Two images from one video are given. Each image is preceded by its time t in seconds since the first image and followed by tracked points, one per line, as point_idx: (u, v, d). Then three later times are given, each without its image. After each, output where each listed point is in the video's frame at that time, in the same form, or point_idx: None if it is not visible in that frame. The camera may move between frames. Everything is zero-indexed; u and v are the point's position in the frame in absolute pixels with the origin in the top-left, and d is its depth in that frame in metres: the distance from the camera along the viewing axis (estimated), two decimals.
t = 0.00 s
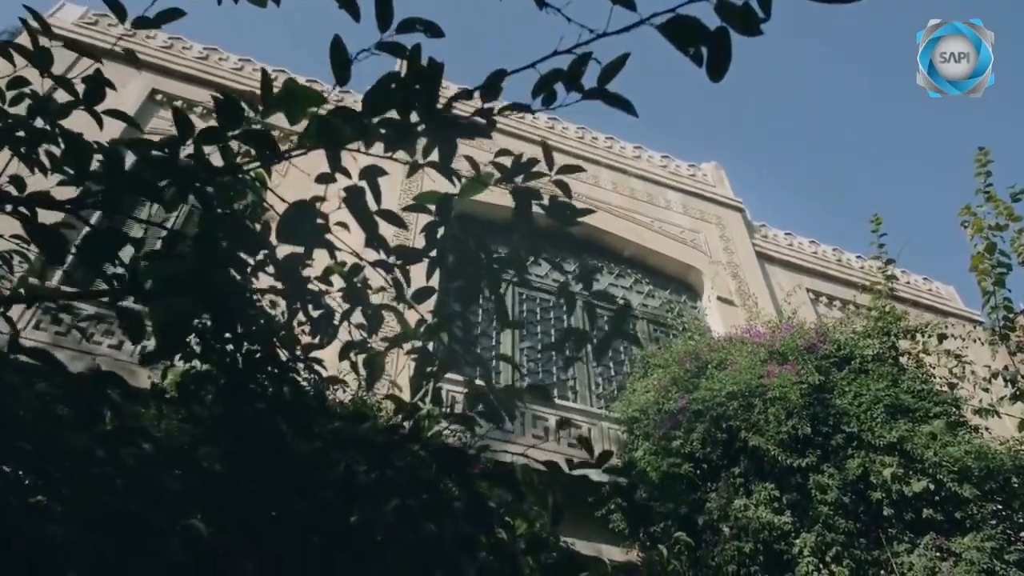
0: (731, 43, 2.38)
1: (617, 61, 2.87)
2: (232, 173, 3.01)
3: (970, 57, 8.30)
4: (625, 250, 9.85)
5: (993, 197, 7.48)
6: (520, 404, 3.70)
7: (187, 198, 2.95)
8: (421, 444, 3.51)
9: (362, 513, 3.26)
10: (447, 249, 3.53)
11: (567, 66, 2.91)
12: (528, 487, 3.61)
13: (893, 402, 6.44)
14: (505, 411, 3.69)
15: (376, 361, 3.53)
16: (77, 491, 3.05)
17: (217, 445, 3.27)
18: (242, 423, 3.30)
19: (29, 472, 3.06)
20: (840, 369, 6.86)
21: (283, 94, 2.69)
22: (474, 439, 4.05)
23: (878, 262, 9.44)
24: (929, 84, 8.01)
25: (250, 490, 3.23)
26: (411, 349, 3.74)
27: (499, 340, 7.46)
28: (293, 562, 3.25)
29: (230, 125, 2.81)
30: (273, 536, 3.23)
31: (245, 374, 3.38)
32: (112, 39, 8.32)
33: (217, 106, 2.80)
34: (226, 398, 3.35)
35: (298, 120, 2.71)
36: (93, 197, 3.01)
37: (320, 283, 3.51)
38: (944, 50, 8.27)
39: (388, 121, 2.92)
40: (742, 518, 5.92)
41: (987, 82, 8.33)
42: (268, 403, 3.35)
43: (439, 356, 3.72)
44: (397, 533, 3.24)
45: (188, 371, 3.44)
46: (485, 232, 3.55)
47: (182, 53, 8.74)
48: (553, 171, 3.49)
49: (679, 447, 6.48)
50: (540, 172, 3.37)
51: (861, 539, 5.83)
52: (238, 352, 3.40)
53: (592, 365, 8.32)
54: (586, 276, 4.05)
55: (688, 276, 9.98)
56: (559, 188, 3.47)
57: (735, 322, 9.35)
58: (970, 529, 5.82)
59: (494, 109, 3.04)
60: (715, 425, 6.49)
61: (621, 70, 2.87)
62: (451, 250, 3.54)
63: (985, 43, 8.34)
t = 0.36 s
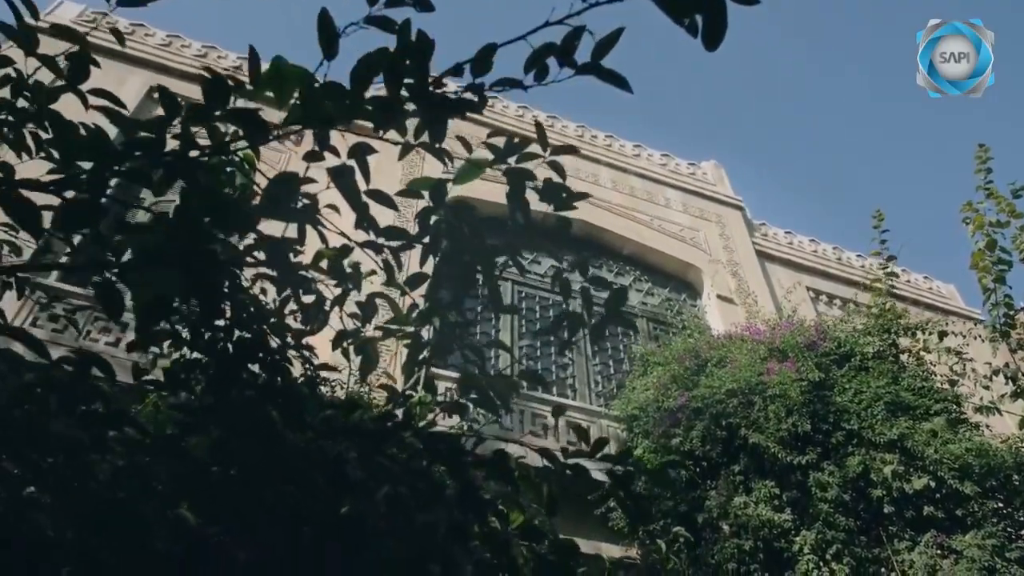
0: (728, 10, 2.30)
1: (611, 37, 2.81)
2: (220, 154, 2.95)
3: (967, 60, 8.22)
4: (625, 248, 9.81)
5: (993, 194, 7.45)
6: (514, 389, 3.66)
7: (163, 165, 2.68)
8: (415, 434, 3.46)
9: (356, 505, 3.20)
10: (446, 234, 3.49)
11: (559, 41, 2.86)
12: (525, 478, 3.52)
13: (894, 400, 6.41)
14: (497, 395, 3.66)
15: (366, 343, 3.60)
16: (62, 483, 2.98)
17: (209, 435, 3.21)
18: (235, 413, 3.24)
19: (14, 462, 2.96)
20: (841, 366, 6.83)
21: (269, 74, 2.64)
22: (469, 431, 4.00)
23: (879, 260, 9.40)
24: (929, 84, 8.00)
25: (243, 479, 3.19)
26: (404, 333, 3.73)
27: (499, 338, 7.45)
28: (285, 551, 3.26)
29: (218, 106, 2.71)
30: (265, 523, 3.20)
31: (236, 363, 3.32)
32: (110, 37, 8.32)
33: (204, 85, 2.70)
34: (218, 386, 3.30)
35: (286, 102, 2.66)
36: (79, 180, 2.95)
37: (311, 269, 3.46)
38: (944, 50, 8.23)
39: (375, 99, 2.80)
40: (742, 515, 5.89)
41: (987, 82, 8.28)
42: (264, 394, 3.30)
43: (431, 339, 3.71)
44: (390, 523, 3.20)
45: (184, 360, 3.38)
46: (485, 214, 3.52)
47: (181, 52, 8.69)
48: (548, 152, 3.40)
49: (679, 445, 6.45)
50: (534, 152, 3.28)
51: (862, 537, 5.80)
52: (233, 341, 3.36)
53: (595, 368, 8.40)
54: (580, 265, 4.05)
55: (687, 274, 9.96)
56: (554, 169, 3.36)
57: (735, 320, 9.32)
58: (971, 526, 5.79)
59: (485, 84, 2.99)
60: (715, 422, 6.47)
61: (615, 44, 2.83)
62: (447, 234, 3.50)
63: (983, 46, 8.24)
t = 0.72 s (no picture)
0: None
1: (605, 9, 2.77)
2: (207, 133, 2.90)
3: (972, 57, 8.27)
4: (625, 246, 9.78)
5: (994, 190, 7.42)
6: (507, 376, 3.59)
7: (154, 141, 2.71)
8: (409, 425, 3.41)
9: (348, 493, 3.08)
10: (440, 217, 3.44)
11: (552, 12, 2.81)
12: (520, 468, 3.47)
13: (894, 397, 6.38)
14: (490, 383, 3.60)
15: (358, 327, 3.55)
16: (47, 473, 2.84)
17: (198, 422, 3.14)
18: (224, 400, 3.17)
19: None
20: (841, 363, 6.79)
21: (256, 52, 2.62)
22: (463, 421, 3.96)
23: (879, 257, 9.36)
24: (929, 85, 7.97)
25: (232, 465, 3.08)
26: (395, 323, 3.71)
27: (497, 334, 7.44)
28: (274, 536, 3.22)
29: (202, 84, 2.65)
30: (254, 513, 3.07)
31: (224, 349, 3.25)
32: (108, 34, 8.30)
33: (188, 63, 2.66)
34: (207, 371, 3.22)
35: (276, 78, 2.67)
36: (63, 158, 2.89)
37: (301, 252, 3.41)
38: (944, 51, 8.19)
39: (364, 75, 2.78)
40: (742, 513, 5.86)
41: (987, 82, 8.24)
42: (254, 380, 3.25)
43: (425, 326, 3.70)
44: (382, 511, 3.07)
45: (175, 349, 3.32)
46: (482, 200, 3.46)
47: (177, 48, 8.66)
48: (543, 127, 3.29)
49: (678, 442, 6.41)
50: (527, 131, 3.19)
51: (862, 534, 5.77)
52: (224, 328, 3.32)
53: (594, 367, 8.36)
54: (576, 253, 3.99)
55: (687, 272, 9.92)
56: (548, 149, 3.28)
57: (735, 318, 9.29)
58: (973, 523, 5.75)
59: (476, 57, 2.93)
60: (715, 419, 6.43)
61: (609, 17, 2.78)
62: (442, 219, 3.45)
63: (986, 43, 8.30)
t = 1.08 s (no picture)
0: None
1: None
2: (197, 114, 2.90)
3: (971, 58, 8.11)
4: (624, 244, 9.75)
5: (995, 187, 7.38)
6: (502, 365, 3.56)
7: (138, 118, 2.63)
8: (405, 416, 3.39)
9: (337, 480, 3.12)
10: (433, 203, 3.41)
11: None
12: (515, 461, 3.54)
13: (895, 394, 6.34)
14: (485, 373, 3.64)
15: (348, 310, 3.50)
16: (36, 464, 2.81)
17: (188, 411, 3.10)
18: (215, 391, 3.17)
19: None
20: (841, 360, 6.76)
21: (244, 32, 2.58)
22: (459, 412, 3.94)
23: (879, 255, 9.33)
24: (929, 85, 7.95)
25: (223, 454, 3.05)
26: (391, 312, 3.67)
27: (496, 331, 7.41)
28: (263, 529, 2.98)
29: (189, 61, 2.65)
30: (243, 501, 3.00)
31: (216, 342, 3.34)
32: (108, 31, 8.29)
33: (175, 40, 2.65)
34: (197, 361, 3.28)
35: (263, 58, 2.59)
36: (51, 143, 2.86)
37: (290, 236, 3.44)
38: (943, 50, 8.16)
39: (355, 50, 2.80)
40: (742, 510, 5.83)
41: (987, 82, 8.20)
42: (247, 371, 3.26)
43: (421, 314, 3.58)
44: (371, 498, 3.06)
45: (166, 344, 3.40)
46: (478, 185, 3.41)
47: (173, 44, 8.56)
48: (533, 109, 3.32)
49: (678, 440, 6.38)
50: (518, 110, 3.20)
51: (863, 532, 5.74)
52: (217, 321, 3.38)
53: (594, 365, 8.37)
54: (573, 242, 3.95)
55: (687, 270, 9.89)
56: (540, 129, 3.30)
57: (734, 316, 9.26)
58: (973, 521, 5.72)
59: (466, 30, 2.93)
60: (715, 417, 6.40)
61: None
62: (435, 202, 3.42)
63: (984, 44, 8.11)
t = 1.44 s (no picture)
0: None
1: None
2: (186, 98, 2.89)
3: (973, 55, 8.15)
4: (624, 243, 9.71)
5: (995, 185, 7.35)
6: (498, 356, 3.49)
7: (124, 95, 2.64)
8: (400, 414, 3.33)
9: (328, 468, 3.12)
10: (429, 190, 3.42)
11: None
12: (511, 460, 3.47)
13: (896, 392, 6.29)
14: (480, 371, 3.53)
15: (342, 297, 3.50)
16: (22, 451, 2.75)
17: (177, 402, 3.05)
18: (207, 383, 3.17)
19: None
20: (841, 358, 6.72)
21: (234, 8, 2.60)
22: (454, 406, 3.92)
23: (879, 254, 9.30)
24: (929, 84, 7.94)
25: (215, 440, 3.00)
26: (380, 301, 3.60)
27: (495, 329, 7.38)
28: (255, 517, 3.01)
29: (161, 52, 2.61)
30: (235, 489, 2.98)
31: (206, 328, 3.34)
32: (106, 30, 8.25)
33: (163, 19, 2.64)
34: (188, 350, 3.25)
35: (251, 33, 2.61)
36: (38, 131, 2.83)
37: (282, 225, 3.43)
38: (944, 50, 8.14)
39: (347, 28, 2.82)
40: (742, 509, 5.81)
41: (987, 82, 8.17)
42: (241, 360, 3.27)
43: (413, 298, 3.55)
44: (363, 484, 3.07)
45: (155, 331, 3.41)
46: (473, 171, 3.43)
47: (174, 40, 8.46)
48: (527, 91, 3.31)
49: (678, 438, 6.33)
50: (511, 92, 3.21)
51: (863, 530, 5.71)
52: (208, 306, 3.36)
53: (593, 363, 8.34)
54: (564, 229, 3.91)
55: (687, 269, 9.86)
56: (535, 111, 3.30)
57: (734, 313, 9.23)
58: (975, 519, 5.69)
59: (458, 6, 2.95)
60: (714, 415, 6.37)
61: None
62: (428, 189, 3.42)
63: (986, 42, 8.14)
